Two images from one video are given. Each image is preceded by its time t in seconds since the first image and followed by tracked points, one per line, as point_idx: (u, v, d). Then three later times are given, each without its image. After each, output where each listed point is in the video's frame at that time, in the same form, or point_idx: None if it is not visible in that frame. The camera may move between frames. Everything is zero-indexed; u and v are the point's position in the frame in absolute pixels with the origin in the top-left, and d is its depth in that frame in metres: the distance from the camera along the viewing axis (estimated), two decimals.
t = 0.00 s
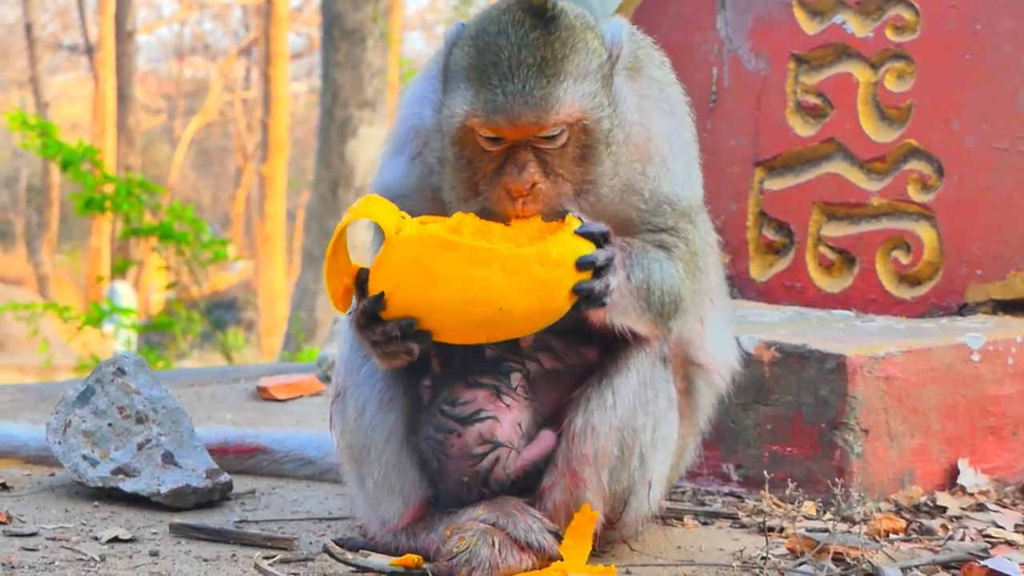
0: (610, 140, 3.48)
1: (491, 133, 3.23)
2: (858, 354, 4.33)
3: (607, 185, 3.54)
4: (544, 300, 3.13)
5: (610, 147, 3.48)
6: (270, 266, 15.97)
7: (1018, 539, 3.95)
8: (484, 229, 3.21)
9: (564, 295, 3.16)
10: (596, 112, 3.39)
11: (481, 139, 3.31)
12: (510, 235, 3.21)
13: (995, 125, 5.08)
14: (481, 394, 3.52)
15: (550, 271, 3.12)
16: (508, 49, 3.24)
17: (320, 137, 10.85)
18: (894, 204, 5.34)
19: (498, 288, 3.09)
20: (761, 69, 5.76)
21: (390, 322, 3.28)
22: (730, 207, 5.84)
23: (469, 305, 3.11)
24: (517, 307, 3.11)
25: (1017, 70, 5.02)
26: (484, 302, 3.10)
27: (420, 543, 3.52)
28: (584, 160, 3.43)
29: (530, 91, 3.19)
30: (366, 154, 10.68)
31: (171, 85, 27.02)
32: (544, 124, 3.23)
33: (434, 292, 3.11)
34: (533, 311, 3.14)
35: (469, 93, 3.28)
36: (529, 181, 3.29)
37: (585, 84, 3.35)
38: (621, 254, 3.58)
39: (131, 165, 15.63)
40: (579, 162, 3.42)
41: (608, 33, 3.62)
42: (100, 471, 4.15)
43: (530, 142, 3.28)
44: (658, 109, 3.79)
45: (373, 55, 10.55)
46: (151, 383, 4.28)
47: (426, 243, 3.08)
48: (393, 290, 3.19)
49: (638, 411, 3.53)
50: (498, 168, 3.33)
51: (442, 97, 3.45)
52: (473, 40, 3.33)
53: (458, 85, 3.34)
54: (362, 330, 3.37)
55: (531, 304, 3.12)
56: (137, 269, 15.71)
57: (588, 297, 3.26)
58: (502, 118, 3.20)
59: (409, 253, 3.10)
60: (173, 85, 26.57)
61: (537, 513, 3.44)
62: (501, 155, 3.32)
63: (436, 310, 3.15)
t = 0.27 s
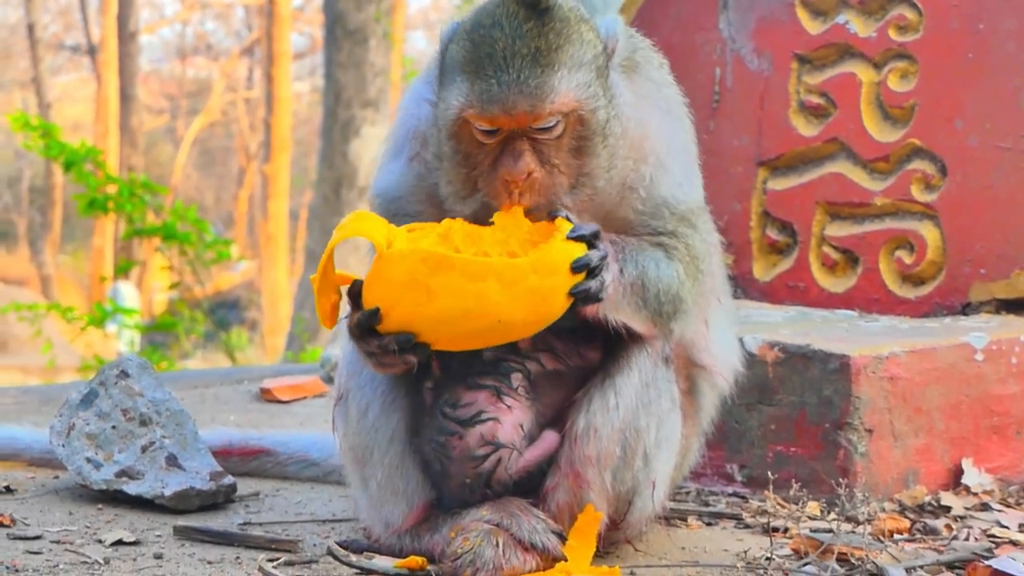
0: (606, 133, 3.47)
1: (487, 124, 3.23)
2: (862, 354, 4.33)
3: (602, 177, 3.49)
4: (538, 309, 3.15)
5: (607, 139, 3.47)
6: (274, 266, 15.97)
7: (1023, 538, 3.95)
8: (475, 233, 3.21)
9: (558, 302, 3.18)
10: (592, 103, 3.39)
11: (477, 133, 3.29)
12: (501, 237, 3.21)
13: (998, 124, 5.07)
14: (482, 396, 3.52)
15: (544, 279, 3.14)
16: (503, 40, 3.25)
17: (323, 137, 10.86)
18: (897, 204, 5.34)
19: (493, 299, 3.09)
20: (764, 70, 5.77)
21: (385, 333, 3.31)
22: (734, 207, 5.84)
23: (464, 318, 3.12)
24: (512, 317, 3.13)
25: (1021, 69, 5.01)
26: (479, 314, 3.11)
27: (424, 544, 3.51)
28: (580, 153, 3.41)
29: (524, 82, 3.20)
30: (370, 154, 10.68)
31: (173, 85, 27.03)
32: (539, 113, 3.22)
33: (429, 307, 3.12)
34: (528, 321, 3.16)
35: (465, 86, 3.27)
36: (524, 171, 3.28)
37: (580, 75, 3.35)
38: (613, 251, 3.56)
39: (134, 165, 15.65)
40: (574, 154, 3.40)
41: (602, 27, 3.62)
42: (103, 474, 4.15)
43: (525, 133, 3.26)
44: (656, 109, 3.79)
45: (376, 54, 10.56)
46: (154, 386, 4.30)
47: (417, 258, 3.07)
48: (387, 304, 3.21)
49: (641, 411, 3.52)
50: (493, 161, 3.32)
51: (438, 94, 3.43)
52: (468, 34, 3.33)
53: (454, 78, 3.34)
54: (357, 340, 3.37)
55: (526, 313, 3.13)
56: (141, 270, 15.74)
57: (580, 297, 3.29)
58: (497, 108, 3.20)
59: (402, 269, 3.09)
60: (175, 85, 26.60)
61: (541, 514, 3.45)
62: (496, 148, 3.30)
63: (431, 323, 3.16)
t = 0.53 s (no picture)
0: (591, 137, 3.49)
1: (462, 130, 3.27)
2: (864, 355, 4.33)
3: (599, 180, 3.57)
4: (540, 277, 3.14)
5: (596, 140, 3.51)
6: (275, 266, 15.97)
7: None
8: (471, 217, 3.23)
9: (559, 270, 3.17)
10: (571, 107, 3.41)
11: (457, 143, 3.34)
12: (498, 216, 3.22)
13: (999, 125, 5.07)
14: (482, 398, 3.54)
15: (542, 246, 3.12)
16: (478, 51, 3.28)
17: (325, 138, 10.86)
18: (899, 205, 5.33)
19: (494, 270, 3.10)
20: (765, 70, 5.77)
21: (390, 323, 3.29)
22: (735, 208, 5.84)
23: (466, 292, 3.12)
24: (513, 287, 3.12)
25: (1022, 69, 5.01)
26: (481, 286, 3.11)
27: (426, 547, 3.51)
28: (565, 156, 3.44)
29: (496, 87, 3.22)
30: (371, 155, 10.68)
31: (175, 86, 27.04)
32: (510, 116, 3.24)
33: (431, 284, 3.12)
34: (530, 290, 3.14)
35: (441, 98, 3.30)
36: (504, 173, 3.28)
37: (557, 81, 3.37)
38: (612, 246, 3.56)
39: (136, 167, 15.65)
40: (559, 155, 3.42)
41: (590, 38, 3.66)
42: (105, 477, 4.15)
43: (502, 137, 3.29)
44: (653, 118, 3.78)
45: (378, 55, 10.56)
46: (156, 388, 4.31)
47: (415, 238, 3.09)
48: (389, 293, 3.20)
49: (642, 413, 3.52)
50: (474, 167, 3.34)
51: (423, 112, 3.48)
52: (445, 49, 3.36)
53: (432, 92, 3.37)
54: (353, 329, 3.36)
55: (528, 282, 3.13)
56: (143, 271, 15.74)
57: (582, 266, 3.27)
58: (471, 115, 3.23)
59: (399, 252, 3.11)
60: (177, 86, 26.60)
61: (543, 516, 3.44)
62: (476, 154, 3.33)
63: (434, 302, 3.15)
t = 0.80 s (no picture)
0: (606, 138, 3.49)
1: (483, 133, 3.26)
2: (863, 355, 4.33)
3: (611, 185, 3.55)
4: (545, 300, 3.16)
5: (609, 143, 3.49)
6: (275, 267, 15.96)
7: None
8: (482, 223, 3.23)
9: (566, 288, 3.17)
10: (591, 111, 3.41)
11: (475, 145, 3.33)
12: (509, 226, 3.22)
13: (999, 125, 5.07)
14: (482, 398, 3.53)
15: (551, 269, 3.14)
16: (498, 53, 3.28)
17: (325, 138, 10.86)
18: (899, 205, 5.33)
19: (501, 289, 3.12)
20: (765, 71, 5.76)
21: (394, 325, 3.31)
22: (735, 208, 5.83)
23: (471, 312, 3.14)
24: (519, 307, 3.14)
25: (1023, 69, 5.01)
26: (486, 307, 3.13)
27: (425, 547, 3.51)
28: (583, 159, 3.44)
29: (520, 91, 3.23)
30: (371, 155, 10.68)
31: (175, 87, 27.04)
32: (535, 121, 3.25)
33: (435, 300, 3.15)
34: (536, 310, 3.16)
35: (462, 100, 3.30)
36: (526, 179, 3.30)
37: (577, 83, 3.37)
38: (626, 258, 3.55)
39: (137, 167, 15.65)
40: (577, 160, 3.43)
41: (601, 35, 3.65)
42: (104, 477, 4.15)
43: (525, 142, 3.29)
44: (656, 112, 3.78)
45: (378, 56, 10.56)
46: (155, 388, 4.31)
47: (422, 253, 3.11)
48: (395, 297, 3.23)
49: (642, 414, 3.52)
50: (493, 169, 3.34)
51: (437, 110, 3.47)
52: (464, 50, 3.37)
53: (450, 93, 3.37)
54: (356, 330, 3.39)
55: (532, 304, 3.14)
56: (143, 272, 15.74)
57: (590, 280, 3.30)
58: (495, 119, 3.22)
59: (408, 263, 3.14)
60: (178, 87, 26.60)
61: (542, 516, 3.44)
62: (496, 158, 3.32)
63: (439, 316, 3.18)
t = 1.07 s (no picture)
0: (609, 135, 3.46)
1: (491, 130, 3.25)
2: (862, 355, 4.33)
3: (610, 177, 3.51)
4: (556, 378, 3.17)
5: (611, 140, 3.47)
6: (276, 266, 15.96)
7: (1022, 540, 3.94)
8: (509, 284, 3.25)
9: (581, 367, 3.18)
10: (595, 107, 3.37)
11: (480, 141, 3.32)
12: (536, 295, 3.24)
13: (998, 125, 5.07)
14: (486, 398, 3.47)
15: (567, 357, 3.14)
16: (505, 46, 3.25)
17: (325, 139, 10.87)
18: (897, 205, 5.34)
19: (514, 370, 3.12)
20: (764, 71, 5.76)
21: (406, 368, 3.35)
22: (734, 208, 5.84)
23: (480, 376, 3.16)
24: (529, 384, 3.16)
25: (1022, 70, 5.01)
26: (496, 376, 3.15)
27: (425, 547, 3.55)
28: (584, 157, 3.41)
29: (528, 89, 3.22)
30: (371, 155, 10.68)
31: (175, 87, 27.05)
32: (544, 120, 3.24)
33: (448, 360, 3.16)
34: (544, 386, 3.19)
35: (468, 94, 3.29)
36: (531, 181, 3.30)
37: (582, 79, 3.34)
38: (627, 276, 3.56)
39: (137, 167, 15.66)
40: (579, 157, 3.40)
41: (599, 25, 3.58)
42: (104, 477, 4.15)
43: (531, 140, 3.29)
44: (655, 103, 3.75)
45: (378, 56, 10.56)
46: (155, 388, 4.32)
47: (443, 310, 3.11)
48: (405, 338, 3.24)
49: (641, 414, 3.52)
50: (497, 168, 3.34)
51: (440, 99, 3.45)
52: (469, 40, 3.33)
53: (455, 82, 3.36)
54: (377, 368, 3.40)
55: (542, 381, 3.16)
56: (144, 272, 15.75)
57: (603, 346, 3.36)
58: (503, 117, 3.22)
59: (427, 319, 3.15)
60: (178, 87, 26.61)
61: (541, 516, 3.45)
62: (501, 155, 3.32)
63: (449, 373, 3.19)
